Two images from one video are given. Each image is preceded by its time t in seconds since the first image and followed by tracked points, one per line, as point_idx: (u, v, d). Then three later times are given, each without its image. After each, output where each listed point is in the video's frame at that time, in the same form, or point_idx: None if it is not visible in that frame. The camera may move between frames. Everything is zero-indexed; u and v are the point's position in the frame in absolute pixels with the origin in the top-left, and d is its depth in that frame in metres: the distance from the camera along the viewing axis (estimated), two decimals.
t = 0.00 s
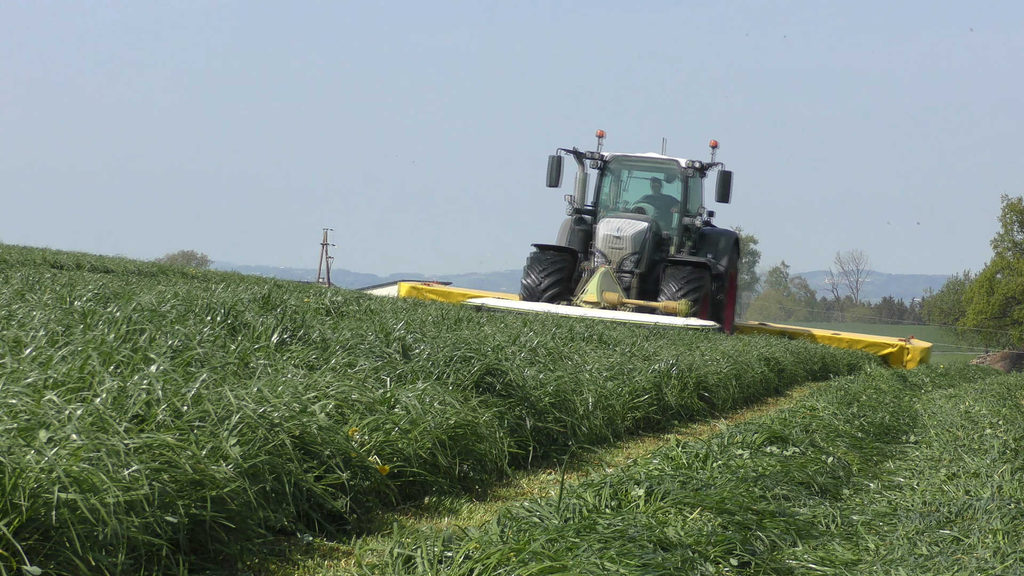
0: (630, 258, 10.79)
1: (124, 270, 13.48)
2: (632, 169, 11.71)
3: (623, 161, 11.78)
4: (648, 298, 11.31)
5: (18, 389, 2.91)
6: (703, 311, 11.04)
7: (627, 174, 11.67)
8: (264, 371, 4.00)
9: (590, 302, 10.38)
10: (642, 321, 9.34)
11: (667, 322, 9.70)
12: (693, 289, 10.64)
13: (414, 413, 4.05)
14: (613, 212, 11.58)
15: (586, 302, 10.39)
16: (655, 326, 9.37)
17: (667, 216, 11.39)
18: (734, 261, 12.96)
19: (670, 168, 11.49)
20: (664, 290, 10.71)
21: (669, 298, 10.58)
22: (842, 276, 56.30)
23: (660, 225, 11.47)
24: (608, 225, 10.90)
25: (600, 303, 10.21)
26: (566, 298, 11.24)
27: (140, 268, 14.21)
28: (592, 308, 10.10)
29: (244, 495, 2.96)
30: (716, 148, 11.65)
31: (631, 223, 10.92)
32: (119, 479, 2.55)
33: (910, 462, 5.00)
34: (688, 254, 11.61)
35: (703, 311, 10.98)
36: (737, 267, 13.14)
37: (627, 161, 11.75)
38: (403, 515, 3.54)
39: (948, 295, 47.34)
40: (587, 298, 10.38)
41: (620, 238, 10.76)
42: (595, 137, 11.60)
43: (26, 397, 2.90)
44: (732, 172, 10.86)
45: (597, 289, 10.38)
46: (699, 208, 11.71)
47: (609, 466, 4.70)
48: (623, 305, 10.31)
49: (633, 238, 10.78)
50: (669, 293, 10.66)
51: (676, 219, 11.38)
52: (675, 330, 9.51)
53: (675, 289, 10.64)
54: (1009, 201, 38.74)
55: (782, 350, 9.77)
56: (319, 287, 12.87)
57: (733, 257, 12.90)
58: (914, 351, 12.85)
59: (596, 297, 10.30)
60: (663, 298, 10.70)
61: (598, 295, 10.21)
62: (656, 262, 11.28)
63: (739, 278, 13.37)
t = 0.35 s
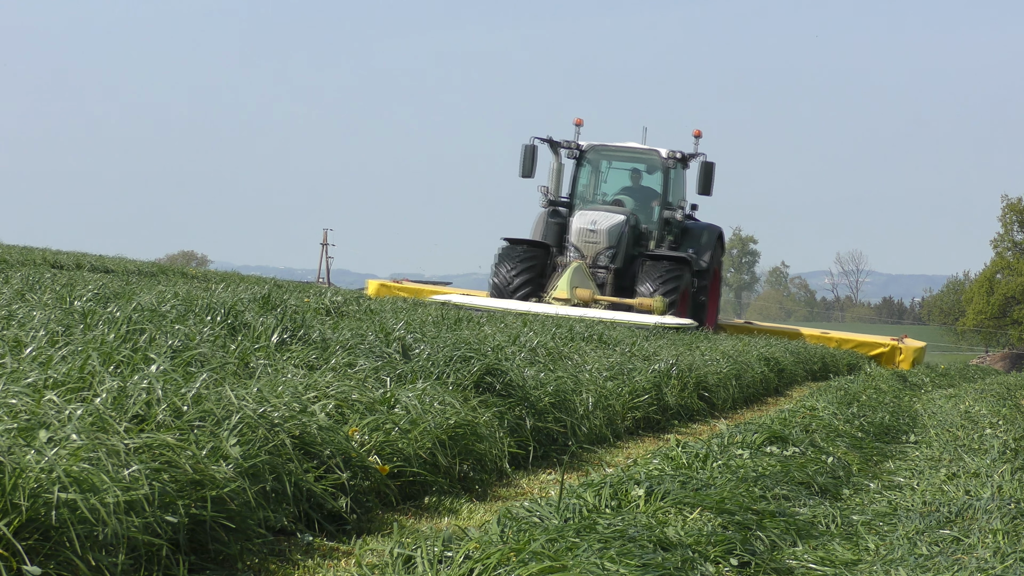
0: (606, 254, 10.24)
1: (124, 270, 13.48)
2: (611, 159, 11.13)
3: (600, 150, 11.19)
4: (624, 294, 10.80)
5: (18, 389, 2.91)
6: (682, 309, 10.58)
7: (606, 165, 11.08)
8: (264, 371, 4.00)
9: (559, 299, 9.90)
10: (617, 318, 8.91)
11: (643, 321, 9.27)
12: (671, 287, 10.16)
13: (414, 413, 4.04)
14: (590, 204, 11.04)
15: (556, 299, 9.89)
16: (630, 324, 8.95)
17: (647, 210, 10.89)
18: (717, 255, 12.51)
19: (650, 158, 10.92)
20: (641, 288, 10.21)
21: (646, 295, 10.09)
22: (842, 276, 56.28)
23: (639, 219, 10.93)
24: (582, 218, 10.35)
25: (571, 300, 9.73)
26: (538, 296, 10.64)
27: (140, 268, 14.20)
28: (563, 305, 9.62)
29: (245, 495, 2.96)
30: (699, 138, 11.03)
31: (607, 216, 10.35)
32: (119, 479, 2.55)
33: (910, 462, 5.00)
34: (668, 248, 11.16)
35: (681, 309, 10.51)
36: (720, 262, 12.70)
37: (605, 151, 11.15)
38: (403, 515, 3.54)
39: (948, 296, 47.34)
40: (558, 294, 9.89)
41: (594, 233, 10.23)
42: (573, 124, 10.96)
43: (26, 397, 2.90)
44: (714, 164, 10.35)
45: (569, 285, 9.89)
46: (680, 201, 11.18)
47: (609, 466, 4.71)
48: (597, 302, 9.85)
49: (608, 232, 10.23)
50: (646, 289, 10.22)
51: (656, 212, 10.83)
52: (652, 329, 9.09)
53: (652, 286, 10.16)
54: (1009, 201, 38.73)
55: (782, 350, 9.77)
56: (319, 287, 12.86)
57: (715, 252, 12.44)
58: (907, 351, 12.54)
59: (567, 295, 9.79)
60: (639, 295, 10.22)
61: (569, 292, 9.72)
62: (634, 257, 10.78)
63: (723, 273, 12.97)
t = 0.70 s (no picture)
0: (579, 246, 9.84)
1: (124, 270, 13.49)
2: (586, 148, 10.69)
3: (574, 138, 10.73)
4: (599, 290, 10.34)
5: (18, 389, 2.91)
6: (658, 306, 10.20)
7: (581, 155, 10.65)
8: (264, 371, 4.00)
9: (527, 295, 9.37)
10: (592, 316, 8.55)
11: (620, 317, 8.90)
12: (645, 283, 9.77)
13: (414, 413, 4.04)
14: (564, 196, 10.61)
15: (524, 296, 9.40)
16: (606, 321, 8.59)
17: (624, 201, 10.50)
18: (698, 249, 12.10)
19: (627, 148, 10.52)
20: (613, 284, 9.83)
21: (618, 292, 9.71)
22: (842, 276, 56.24)
23: (616, 211, 10.54)
24: (552, 211, 9.97)
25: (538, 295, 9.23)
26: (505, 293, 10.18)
27: (140, 268, 14.21)
28: (532, 302, 9.16)
29: (244, 495, 2.96)
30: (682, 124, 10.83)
31: (580, 208, 9.97)
32: (119, 479, 2.55)
33: (910, 462, 5.00)
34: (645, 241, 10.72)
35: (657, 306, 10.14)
36: (701, 257, 12.30)
37: (579, 140, 10.70)
38: (403, 515, 3.54)
39: (948, 296, 47.35)
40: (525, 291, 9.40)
41: (564, 225, 9.85)
42: (547, 112, 10.52)
43: (26, 397, 2.90)
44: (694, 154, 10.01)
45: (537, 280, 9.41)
46: (657, 192, 10.82)
47: (609, 466, 4.71)
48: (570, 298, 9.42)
49: (581, 224, 9.84)
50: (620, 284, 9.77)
51: (634, 204, 10.47)
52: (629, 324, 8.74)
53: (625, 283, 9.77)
54: (1009, 201, 38.73)
55: (782, 350, 9.76)
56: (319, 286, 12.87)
57: (696, 246, 12.03)
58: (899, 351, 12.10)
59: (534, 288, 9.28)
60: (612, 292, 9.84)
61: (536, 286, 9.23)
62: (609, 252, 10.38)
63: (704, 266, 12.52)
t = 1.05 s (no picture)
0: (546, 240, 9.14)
1: (125, 270, 13.50)
2: (557, 136, 10.09)
3: (542, 125, 10.15)
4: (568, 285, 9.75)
5: (18, 389, 2.91)
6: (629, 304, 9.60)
7: (552, 144, 10.05)
8: (264, 371, 4.00)
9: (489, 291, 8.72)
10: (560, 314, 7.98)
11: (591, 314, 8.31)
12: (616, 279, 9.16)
13: (414, 413, 4.04)
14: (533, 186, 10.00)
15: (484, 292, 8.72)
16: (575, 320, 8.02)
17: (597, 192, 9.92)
18: (674, 244, 11.57)
19: (600, 136, 9.97)
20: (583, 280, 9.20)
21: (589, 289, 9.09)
22: (842, 276, 56.26)
23: (588, 203, 9.95)
24: (518, 201, 9.25)
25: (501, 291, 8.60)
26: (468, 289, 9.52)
27: (140, 268, 14.22)
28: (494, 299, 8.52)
29: (245, 495, 2.96)
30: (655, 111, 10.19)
31: (549, 199, 9.28)
32: (119, 479, 2.55)
33: (910, 462, 5.00)
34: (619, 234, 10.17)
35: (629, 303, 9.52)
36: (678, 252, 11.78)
37: (549, 127, 10.12)
38: (403, 515, 3.54)
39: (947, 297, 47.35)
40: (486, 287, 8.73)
41: (531, 217, 9.13)
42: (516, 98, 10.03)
43: (26, 397, 2.90)
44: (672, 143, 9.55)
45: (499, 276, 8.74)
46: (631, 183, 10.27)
47: (609, 466, 4.71)
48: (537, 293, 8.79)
49: (549, 217, 9.15)
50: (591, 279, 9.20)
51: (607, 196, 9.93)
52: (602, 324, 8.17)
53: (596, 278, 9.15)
54: (1008, 201, 38.74)
55: (782, 350, 9.77)
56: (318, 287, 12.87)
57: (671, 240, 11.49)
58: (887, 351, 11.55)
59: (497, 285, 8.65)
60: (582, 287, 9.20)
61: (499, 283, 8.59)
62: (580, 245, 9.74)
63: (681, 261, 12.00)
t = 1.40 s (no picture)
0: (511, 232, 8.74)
1: (125, 270, 13.50)
2: (525, 123, 9.77)
3: (510, 112, 9.83)
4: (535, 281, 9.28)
5: (19, 389, 2.91)
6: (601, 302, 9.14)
7: (520, 132, 9.73)
8: (264, 371, 4.00)
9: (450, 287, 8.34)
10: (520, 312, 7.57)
11: (553, 311, 7.88)
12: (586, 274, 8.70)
13: (414, 413, 4.04)
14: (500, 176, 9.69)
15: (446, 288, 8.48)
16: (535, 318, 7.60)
17: (567, 181, 9.51)
18: (650, 237, 11.02)
19: (570, 122, 9.58)
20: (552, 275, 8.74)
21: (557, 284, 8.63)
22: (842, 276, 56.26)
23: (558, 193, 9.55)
24: (483, 191, 8.87)
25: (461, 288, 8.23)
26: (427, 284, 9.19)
27: (140, 268, 14.22)
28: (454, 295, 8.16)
29: (245, 495, 2.96)
30: (631, 96, 9.87)
31: (516, 189, 8.89)
32: (119, 479, 2.55)
33: (910, 462, 5.00)
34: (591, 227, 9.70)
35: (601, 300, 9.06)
36: (656, 246, 11.26)
37: (516, 114, 9.79)
38: (403, 515, 3.54)
39: (948, 297, 47.34)
40: (446, 282, 8.44)
41: (496, 208, 8.75)
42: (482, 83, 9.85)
43: (26, 397, 2.90)
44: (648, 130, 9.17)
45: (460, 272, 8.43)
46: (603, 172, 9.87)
47: (609, 466, 4.71)
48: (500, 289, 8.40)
49: (514, 208, 8.75)
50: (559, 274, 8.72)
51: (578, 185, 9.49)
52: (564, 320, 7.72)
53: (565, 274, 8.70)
54: (1009, 201, 38.72)
55: (782, 350, 9.76)
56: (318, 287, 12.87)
57: (648, 234, 10.98)
58: (875, 350, 10.91)
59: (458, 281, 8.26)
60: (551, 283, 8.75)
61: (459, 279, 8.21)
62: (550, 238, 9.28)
63: (657, 256, 11.49)
